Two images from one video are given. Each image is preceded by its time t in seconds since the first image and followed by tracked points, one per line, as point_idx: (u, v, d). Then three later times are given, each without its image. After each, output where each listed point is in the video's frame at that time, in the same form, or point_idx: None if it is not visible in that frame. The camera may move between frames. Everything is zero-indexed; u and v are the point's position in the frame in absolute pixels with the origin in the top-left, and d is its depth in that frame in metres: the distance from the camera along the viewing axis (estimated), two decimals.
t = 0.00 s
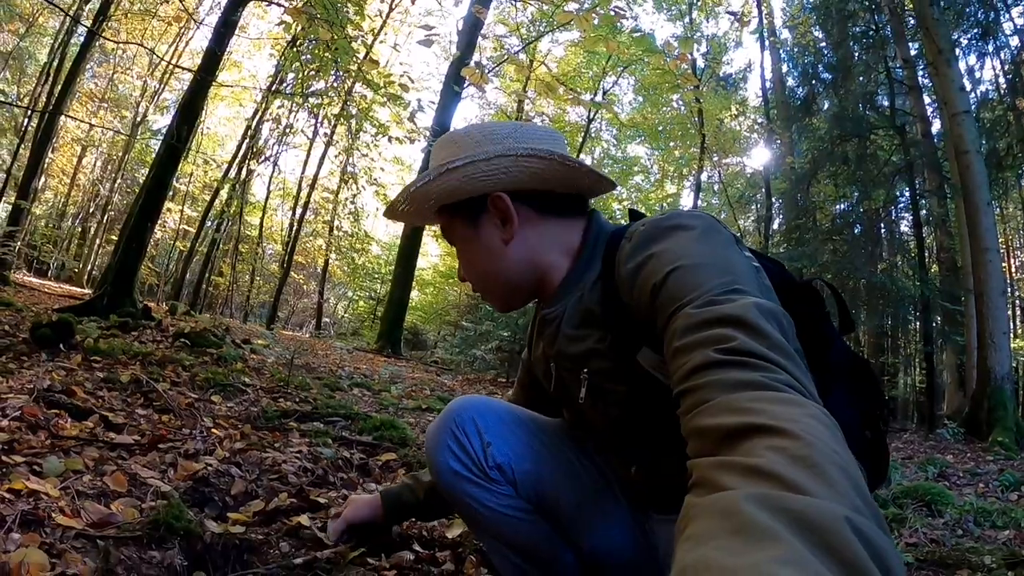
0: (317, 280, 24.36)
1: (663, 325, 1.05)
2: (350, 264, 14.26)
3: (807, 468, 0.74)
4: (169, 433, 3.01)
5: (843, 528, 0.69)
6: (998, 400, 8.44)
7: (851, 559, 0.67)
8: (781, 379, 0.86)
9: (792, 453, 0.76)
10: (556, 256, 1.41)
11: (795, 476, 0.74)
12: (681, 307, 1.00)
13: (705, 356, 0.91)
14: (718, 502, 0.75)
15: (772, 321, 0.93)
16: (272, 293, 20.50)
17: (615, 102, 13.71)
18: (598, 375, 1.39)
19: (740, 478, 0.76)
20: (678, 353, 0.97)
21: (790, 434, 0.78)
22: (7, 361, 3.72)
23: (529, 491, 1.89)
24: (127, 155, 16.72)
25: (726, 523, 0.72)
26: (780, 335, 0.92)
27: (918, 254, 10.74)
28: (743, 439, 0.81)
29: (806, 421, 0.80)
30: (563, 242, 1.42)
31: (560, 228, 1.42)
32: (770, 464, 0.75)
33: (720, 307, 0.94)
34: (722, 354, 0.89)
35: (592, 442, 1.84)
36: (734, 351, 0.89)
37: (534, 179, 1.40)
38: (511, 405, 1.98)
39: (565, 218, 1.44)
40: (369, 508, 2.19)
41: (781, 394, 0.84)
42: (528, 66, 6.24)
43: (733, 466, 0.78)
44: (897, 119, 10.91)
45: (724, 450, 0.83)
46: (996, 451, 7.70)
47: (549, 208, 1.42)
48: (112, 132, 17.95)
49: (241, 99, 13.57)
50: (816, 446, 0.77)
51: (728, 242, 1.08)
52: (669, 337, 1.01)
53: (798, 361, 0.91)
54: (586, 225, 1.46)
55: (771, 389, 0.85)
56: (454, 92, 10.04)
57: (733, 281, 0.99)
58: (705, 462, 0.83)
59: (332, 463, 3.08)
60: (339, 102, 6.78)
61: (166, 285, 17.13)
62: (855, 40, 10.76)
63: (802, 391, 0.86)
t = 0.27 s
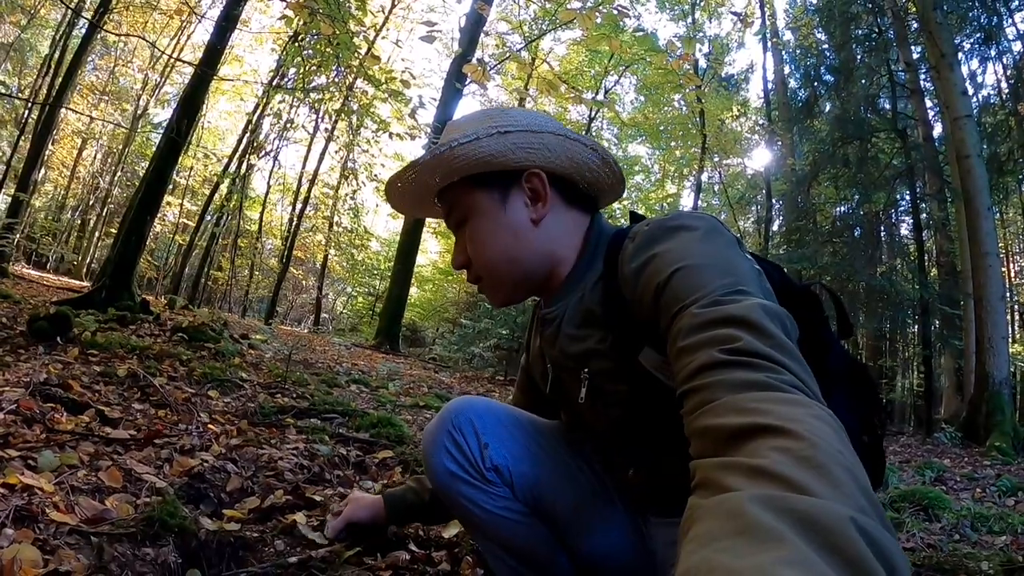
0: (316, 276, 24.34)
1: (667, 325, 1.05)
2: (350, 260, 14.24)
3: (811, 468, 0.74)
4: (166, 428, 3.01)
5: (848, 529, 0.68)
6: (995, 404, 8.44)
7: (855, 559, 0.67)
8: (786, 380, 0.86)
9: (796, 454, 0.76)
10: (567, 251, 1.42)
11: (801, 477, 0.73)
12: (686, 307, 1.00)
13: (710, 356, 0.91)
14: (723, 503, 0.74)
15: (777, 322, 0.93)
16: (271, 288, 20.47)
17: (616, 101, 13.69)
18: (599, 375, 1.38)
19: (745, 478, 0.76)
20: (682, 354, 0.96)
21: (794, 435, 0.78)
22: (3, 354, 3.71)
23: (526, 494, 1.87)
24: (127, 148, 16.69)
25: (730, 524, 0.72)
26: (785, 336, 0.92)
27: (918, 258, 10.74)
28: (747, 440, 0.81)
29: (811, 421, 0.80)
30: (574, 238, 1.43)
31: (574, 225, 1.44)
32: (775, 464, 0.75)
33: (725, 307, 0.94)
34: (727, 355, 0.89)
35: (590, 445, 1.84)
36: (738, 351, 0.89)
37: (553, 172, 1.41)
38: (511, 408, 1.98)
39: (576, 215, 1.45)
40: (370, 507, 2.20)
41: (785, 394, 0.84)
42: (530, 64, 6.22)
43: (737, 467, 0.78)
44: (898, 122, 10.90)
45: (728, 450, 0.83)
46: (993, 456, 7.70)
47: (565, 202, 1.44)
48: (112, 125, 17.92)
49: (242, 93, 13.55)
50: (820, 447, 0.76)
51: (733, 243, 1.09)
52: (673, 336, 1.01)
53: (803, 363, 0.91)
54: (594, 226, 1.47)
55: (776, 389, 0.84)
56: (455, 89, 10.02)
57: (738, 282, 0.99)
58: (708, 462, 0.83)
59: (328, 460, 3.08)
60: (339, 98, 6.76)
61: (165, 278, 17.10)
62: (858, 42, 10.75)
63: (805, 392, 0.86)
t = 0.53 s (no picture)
0: (313, 272, 24.32)
1: (665, 327, 1.05)
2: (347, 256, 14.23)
3: (806, 472, 0.74)
4: (160, 425, 3.00)
5: (844, 533, 0.68)
6: (991, 407, 8.46)
7: (851, 562, 0.67)
8: (782, 383, 0.86)
9: (792, 457, 0.76)
10: (561, 257, 1.42)
11: (797, 481, 0.73)
12: (684, 311, 1.01)
13: (708, 358, 0.91)
14: (718, 506, 0.74)
15: (775, 327, 0.94)
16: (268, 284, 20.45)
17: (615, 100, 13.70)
18: (597, 376, 1.39)
19: (740, 482, 0.76)
20: (680, 356, 0.97)
21: (790, 438, 0.78)
22: None
23: (523, 496, 1.87)
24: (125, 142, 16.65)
25: (725, 527, 0.72)
26: (782, 340, 0.92)
27: (915, 260, 10.75)
28: (743, 443, 0.81)
29: (807, 425, 0.80)
30: (570, 243, 1.43)
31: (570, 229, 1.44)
32: (770, 467, 0.75)
33: (724, 310, 0.94)
34: (725, 358, 0.89)
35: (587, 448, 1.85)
36: (736, 354, 0.89)
37: (548, 179, 1.40)
38: (507, 409, 1.98)
39: (573, 218, 1.45)
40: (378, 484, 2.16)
41: (782, 398, 0.84)
42: (529, 63, 6.22)
43: (733, 470, 0.78)
44: (897, 124, 10.91)
45: (724, 453, 0.83)
46: (989, 459, 7.71)
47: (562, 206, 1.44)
48: (110, 119, 17.88)
49: (241, 88, 13.52)
50: (817, 452, 0.76)
51: (731, 247, 1.09)
52: (671, 339, 1.01)
53: (801, 368, 0.91)
54: (590, 229, 1.46)
55: (773, 392, 0.85)
56: (454, 86, 10.01)
57: (735, 286, 0.99)
58: (704, 465, 0.83)
59: (323, 458, 3.08)
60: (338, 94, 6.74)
61: (161, 274, 17.06)
62: (858, 44, 10.75)
63: (802, 396, 0.86)
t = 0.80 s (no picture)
0: (308, 266, 24.28)
1: (668, 329, 1.05)
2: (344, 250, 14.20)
3: (811, 473, 0.74)
4: (154, 419, 3.00)
5: (850, 532, 0.68)
6: (985, 411, 8.49)
7: (858, 563, 0.67)
8: (787, 385, 0.86)
9: (799, 459, 0.76)
10: (559, 262, 1.42)
11: (802, 482, 0.73)
12: (685, 313, 1.01)
13: (711, 360, 0.91)
14: (724, 509, 0.74)
15: (779, 328, 0.93)
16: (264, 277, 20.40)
17: (613, 99, 13.68)
18: (599, 376, 1.39)
19: (746, 483, 0.76)
20: (684, 357, 0.97)
21: (793, 439, 0.78)
22: None
23: (525, 494, 1.87)
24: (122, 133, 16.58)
25: (731, 530, 0.71)
26: (784, 340, 0.92)
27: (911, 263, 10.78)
28: (748, 444, 0.81)
29: (812, 426, 0.80)
30: (568, 248, 1.43)
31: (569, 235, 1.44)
32: (777, 469, 0.75)
33: (727, 311, 0.94)
34: (729, 359, 0.89)
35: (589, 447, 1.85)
36: (740, 356, 0.89)
37: (544, 188, 1.40)
38: (508, 406, 1.98)
39: (571, 223, 1.45)
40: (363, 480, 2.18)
41: (787, 400, 0.84)
42: (529, 59, 6.21)
43: (739, 472, 0.78)
44: (895, 126, 10.92)
45: (729, 454, 0.83)
46: (982, 463, 7.75)
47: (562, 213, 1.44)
48: (107, 110, 17.80)
49: (239, 81, 13.47)
50: (823, 453, 0.76)
51: (734, 248, 1.09)
52: (673, 341, 1.01)
53: (805, 369, 0.91)
54: (590, 232, 1.46)
55: (778, 394, 0.85)
56: (453, 82, 9.99)
57: (736, 286, 0.99)
58: (710, 468, 0.83)
59: (318, 454, 3.07)
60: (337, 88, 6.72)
61: (157, 266, 17.02)
62: (857, 46, 10.74)
63: (807, 397, 0.86)
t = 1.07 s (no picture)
0: (302, 261, 24.23)
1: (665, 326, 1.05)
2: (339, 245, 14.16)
3: (813, 470, 0.74)
4: (146, 412, 2.99)
5: (851, 530, 0.68)
6: (977, 415, 8.54)
7: (859, 560, 0.67)
8: (786, 381, 0.86)
9: (800, 456, 0.76)
10: (547, 258, 1.42)
11: (803, 479, 0.73)
12: (682, 311, 1.01)
13: (710, 357, 0.91)
14: (725, 507, 0.74)
15: (776, 326, 0.94)
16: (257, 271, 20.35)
17: (610, 97, 13.68)
18: (593, 373, 1.39)
19: (745, 480, 0.76)
20: (681, 354, 0.97)
21: (794, 436, 0.78)
22: None
23: (517, 494, 1.86)
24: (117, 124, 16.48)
25: (732, 528, 0.71)
26: (782, 335, 0.92)
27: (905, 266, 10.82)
28: (747, 441, 0.81)
29: (811, 423, 0.80)
30: (557, 243, 1.43)
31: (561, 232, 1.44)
32: (778, 466, 0.75)
33: (726, 308, 0.95)
34: (728, 356, 0.89)
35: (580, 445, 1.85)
36: (738, 353, 0.89)
37: (526, 182, 1.39)
38: (497, 406, 1.98)
39: (563, 219, 1.44)
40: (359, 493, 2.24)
41: (785, 396, 0.84)
42: (527, 56, 6.20)
43: (739, 469, 0.78)
44: (892, 129, 10.95)
45: (728, 451, 0.83)
46: (973, 466, 7.80)
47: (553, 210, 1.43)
48: (103, 101, 17.71)
49: (235, 74, 13.41)
50: (823, 449, 0.76)
51: (729, 244, 1.09)
52: (670, 338, 1.01)
53: (801, 365, 0.91)
54: (586, 227, 1.45)
55: (777, 391, 0.85)
56: (451, 78, 9.97)
57: (732, 284, 0.99)
58: (709, 464, 0.83)
59: (310, 450, 3.06)
60: (334, 82, 6.69)
61: (151, 258, 16.94)
62: (855, 49, 10.76)
63: (805, 394, 0.87)
